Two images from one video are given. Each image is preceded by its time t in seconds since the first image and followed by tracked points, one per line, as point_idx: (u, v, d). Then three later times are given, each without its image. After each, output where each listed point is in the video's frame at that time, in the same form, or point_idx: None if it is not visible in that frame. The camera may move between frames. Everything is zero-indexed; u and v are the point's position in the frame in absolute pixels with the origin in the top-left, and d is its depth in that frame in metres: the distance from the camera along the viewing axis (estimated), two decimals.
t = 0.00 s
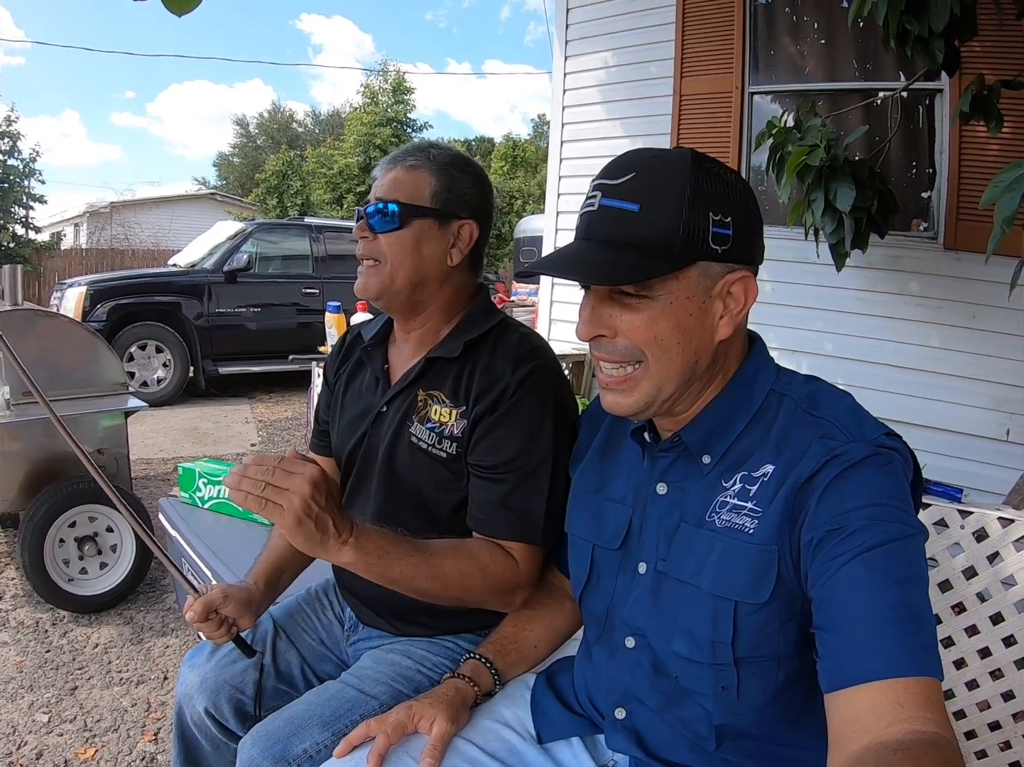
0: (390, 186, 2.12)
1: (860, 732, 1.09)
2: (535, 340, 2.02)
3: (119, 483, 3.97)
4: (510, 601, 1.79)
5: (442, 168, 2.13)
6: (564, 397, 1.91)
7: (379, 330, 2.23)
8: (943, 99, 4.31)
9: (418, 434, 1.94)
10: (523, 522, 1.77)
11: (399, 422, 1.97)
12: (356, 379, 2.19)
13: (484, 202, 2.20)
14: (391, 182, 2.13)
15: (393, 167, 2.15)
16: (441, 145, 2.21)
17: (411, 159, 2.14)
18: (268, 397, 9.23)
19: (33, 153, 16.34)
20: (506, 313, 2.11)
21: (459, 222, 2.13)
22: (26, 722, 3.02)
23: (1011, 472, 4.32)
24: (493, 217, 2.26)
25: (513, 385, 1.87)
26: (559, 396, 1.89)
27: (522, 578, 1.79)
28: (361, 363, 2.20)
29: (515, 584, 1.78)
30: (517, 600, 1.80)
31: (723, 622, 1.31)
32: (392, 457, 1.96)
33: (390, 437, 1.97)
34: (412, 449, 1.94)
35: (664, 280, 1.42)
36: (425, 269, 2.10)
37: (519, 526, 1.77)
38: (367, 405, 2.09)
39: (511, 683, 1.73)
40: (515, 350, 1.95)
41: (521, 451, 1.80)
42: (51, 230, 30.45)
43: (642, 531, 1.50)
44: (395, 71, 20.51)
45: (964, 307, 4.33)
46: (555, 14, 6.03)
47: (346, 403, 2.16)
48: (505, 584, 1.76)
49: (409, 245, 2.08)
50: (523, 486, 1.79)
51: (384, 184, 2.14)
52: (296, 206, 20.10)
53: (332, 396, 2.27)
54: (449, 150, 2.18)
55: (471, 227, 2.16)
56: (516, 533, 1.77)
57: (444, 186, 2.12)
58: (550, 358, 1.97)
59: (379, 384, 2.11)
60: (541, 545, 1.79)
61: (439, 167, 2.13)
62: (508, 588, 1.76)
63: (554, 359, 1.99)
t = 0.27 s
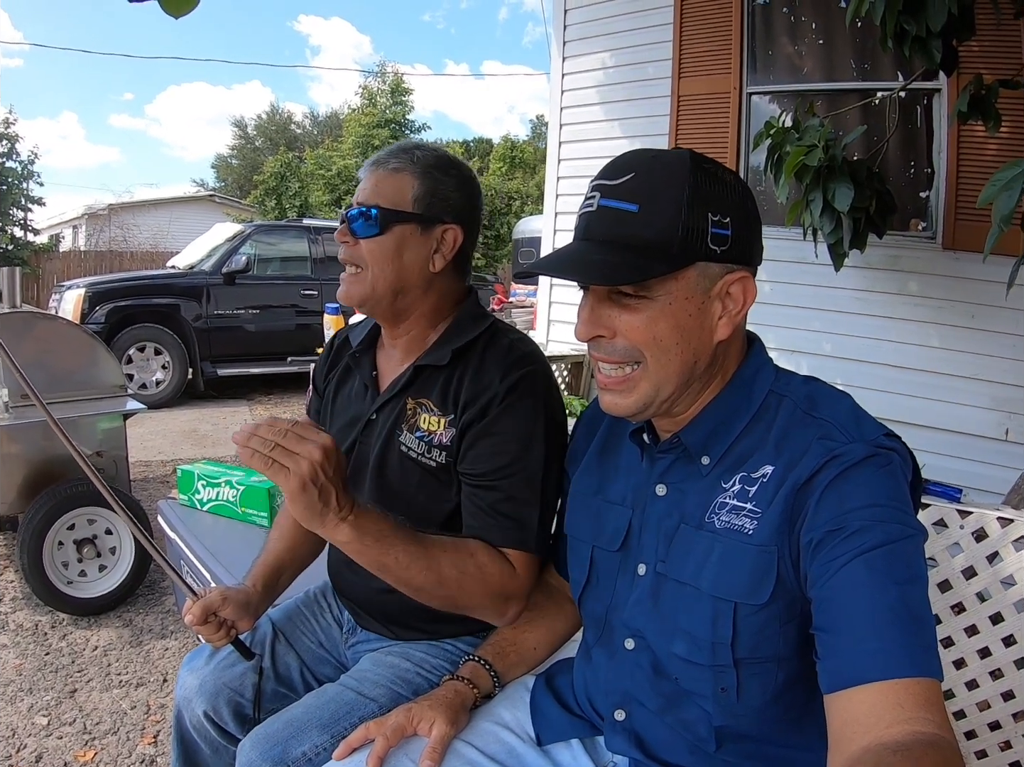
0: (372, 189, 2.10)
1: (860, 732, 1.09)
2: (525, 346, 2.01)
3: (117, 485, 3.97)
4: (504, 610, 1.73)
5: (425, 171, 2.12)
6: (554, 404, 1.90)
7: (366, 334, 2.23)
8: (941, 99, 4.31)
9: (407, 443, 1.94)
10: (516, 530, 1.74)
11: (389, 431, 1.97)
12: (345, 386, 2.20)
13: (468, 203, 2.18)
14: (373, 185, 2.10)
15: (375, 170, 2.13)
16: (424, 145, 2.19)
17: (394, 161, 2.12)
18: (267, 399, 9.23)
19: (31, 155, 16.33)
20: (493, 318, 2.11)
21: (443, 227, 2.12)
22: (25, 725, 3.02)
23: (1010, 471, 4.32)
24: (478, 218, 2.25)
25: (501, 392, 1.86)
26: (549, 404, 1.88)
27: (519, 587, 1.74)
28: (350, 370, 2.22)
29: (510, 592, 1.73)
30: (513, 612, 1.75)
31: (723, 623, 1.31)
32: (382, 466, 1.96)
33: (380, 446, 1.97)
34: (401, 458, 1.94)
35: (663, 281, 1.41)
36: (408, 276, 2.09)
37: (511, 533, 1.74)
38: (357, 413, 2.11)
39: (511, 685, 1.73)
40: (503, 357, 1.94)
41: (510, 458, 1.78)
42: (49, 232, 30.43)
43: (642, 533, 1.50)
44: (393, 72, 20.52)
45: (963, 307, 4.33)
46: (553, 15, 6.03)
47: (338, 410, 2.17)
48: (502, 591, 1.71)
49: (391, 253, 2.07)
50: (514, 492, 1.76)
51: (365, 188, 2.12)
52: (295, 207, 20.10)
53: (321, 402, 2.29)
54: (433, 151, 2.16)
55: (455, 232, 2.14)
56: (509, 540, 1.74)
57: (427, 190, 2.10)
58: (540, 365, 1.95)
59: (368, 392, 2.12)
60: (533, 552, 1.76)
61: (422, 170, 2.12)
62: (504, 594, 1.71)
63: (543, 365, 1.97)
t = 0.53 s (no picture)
0: (363, 191, 2.10)
1: (861, 731, 1.09)
2: (519, 349, 2.00)
3: (117, 486, 3.97)
4: (502, 616, 1.73)
5: (416, 172, 2.12)
6: (549, 406, 1.89)
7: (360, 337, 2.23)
8: (940, 99, 4.31)
9: (402, 447, 1.94)
10: (506, 534, 1.73)
11: (384, 436, 1.97)
12: (341, 389, 2.20)
13: (459, 203, 2.18)
14: (363, 188, 2.11)
15: (367, 171, 2.13)
16: (416, 146, 2.19)
17: (385, 162, 2.12)
18: (266, 400, 9.23)
19: (30, 155, 16.32)
20: (486, 319, 2.10)
21: (435, 228, 2.12)
22: (25, 726, 3.01)
23: (1010, 470, 4.31)
24: (470, 219, 2.25)
25: (494, 395, 1.85)
26: (543, 406, 1.87)
27: (513, 592, 1.73)
28: (345, 373, 2.22)
29: (505, 599, 1.72)
30: (510, 616, 1.74)
31: (723, 623, 1.31)
32: (377, 471, 1.96)
33: (376, 451, 1.97)
34: (397, 463, 1.94)
35: (662, 281, 1.41)
36: (399, 279, 2.09)
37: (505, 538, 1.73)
38: (352, 416, 2.11)
39: (511, 685, 1.73)
40: (497, 360, 1.94)
41: (503, 461, 1.77)
42: (48, 233, 30.40)
43: (642, 533, 1.50)
44: (392, 72, 20.53)
45: (962, 307, 4.34)
46: (552, 15, 6.03)
47: (333, 413, 2.17)
48: (494, 597, 1.70)
49: (382, 255, 2.07)
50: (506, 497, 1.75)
51: (356, 190, 2.12)
52: (294, 208, 20.11)
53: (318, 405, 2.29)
54: (424, 152, 2.17)
55: (447, 233, 2.14)
56: (503, 545, 1.72)
57: (418, 191, 2.10)
58: (533, 366, 1.94)
59: (364, 395, 2.12)
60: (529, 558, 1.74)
61: (413, 171, 2.12)
62: (498, 602, 1.71)
63: (537, 366, 1.96)
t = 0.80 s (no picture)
0: (365, 193, 2.09)
1: (859, 730, 1.09)
2: (522, 346, 2.01)
3: (117, 488, 3.97)
4: (469, 600, 1.73)
5: (418, 173, 2.12)
6: (550, 403, 1.90)
7: (360, 338, 2.27)
8: (938, 99, 4.31)
9: (405, 444, 1.95)
10: (497, 524, 1.75)
11: (387, 434, 1.98)
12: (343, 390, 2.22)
13: (461, 203, 2.18)
14: (366, 189, 2.10)
15: (368, 173, 2.12)
16: (416, 146, 2.19)
17: (386, 164, 2.12)
18: (265, 401, 9.23)
19: (29, 157, 16.33)
20: (490, 318, 2.11)
21: (439, 228, 2.12)
22: (25, 727, 3.01)
23: (1009, 470, 4.32)
24: (470, 218, 2.25)
25: (495, 390, 1.86)
26: (544, 403, 1.88)
27: (490, 579, 1.73)
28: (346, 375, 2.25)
29: (479, 582, 1.72)
30: (478, 603, 1.73)
31: (722, 622, 1.31)
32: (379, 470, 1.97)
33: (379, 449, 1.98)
34: (400, 460, 1.95)
35: (659, 281, 1.42)
36: (406, 280, 2.09)
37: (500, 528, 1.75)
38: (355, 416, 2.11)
39: (511, 685, 1.73)
40: (499, 357, 1.95)
41: (503, 455, 1.79)
42: (47, 235, 30.40)
43: (641, 532, 1.51)
44: (391, 73, 20.54)
45: (961, 307, 4.34)
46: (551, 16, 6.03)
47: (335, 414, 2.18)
48: (469, 575, 1.71)
49: (388, 256, 2.06)
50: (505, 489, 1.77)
51: (359, 192, 2.11)
52: (293, 209, 20.12)
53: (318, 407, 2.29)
54: (424, 152, 2.17)
55: (451, 232, 2.15)
56: (495, 533, 1.75)
57: (421, 192, 2.10)
58: (536, 363, 1.95)
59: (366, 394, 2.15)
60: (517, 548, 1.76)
61: (415, 171, 2.12)
62: (471, 581, 1.71)
63: (540, 364, 1.97)
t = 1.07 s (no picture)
0: (366, 194, 2.08)
1: (860, 731, 1.09)
2: (524, 345, 2.00)
3: (116, 488, 3.96)
4: (438, 587, 1.70)
5: (417, 172, 2.12)
6: (546, 399, 1.89)
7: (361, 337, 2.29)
8: (938, 98, 4.32)
9: (401, 439, 1.95)
10: (478, 512, 1.74)
11: (385, 430, 1.98)
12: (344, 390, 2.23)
13: (460, 201, 2.19)
14: (366, 189, 2.09)
15: (366, 174, 2.11)
16: (413, 146, 2.19)
17: (384, 165, 2.11)
18: (265, 401, 9.23)
19: (29, 157, 16.33)
20: (491, 316, 2.12)
21: (440, 226, 2.12)
22: (25, 728, 3.01)
23: (1009, 470, 4.32)
24: (469, 215, 2.26)
25: (490, 383, 1.87)
26: (539, 399, 1.87)
27: (462, 568, 1.71)
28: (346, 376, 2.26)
29: (451, 569, 1.69)
30: (446, 592, 1.70)
31: (723, 623, 1.31)
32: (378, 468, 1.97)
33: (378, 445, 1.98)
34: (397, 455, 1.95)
35: (660, 280, 1.41)
36: (411, 279, 2.09)
37: (482, 519, 1.74)
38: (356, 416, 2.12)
39: (511, 687, 1.73)
40: (497, 353, 1.95)
41: (495, 449, 1.78)
42: (47, 235, 30.39)
43: (640, 532, 1.50)
44: (390, 73, 20.54)
45: (961, 307, 4.34)
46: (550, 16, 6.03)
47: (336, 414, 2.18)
48: (442, 560, 1.69)
49: (394, 255, 2.06)
50: (494, 481, 1.76)
51: (358, 192, 2.10)
52: (292, 209, 20.12)
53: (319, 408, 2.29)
54: (421, 152, 2.17)
55: (453, 230, 2.15)
56: (473, 520, 1.73)
57: (422, 191, 2.10)
58: (535, 360, 1.95)
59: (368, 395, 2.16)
60: (496, 539, 1.75)
61: (413, 171, 2.11)
62: (443, 569, 1.69)
63: (540, 362, 1.97)
